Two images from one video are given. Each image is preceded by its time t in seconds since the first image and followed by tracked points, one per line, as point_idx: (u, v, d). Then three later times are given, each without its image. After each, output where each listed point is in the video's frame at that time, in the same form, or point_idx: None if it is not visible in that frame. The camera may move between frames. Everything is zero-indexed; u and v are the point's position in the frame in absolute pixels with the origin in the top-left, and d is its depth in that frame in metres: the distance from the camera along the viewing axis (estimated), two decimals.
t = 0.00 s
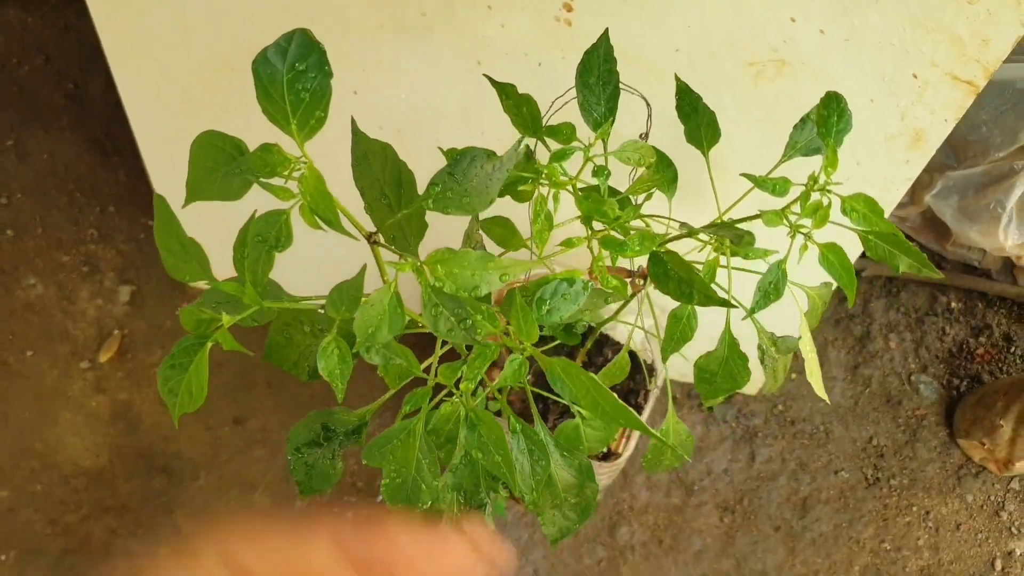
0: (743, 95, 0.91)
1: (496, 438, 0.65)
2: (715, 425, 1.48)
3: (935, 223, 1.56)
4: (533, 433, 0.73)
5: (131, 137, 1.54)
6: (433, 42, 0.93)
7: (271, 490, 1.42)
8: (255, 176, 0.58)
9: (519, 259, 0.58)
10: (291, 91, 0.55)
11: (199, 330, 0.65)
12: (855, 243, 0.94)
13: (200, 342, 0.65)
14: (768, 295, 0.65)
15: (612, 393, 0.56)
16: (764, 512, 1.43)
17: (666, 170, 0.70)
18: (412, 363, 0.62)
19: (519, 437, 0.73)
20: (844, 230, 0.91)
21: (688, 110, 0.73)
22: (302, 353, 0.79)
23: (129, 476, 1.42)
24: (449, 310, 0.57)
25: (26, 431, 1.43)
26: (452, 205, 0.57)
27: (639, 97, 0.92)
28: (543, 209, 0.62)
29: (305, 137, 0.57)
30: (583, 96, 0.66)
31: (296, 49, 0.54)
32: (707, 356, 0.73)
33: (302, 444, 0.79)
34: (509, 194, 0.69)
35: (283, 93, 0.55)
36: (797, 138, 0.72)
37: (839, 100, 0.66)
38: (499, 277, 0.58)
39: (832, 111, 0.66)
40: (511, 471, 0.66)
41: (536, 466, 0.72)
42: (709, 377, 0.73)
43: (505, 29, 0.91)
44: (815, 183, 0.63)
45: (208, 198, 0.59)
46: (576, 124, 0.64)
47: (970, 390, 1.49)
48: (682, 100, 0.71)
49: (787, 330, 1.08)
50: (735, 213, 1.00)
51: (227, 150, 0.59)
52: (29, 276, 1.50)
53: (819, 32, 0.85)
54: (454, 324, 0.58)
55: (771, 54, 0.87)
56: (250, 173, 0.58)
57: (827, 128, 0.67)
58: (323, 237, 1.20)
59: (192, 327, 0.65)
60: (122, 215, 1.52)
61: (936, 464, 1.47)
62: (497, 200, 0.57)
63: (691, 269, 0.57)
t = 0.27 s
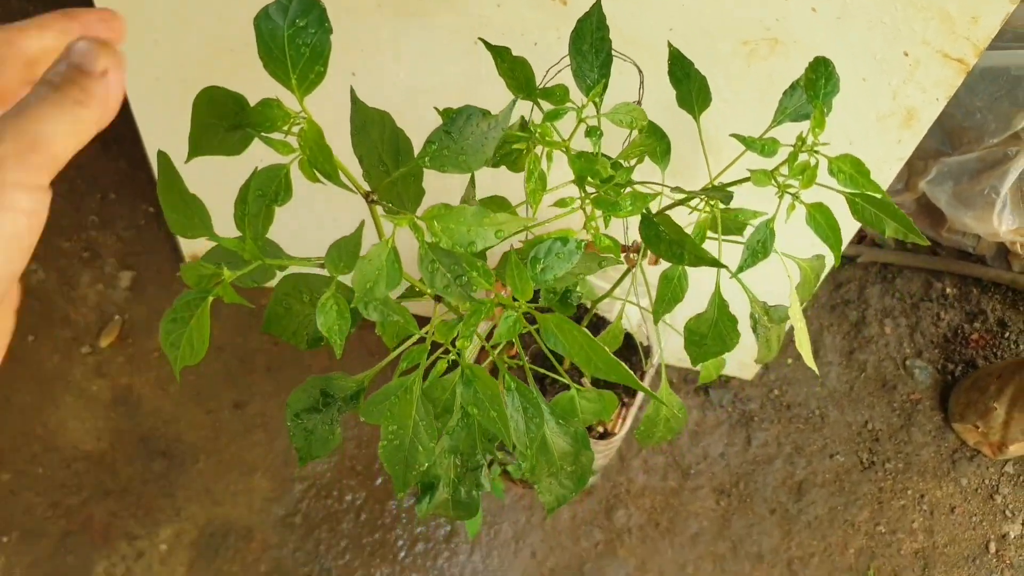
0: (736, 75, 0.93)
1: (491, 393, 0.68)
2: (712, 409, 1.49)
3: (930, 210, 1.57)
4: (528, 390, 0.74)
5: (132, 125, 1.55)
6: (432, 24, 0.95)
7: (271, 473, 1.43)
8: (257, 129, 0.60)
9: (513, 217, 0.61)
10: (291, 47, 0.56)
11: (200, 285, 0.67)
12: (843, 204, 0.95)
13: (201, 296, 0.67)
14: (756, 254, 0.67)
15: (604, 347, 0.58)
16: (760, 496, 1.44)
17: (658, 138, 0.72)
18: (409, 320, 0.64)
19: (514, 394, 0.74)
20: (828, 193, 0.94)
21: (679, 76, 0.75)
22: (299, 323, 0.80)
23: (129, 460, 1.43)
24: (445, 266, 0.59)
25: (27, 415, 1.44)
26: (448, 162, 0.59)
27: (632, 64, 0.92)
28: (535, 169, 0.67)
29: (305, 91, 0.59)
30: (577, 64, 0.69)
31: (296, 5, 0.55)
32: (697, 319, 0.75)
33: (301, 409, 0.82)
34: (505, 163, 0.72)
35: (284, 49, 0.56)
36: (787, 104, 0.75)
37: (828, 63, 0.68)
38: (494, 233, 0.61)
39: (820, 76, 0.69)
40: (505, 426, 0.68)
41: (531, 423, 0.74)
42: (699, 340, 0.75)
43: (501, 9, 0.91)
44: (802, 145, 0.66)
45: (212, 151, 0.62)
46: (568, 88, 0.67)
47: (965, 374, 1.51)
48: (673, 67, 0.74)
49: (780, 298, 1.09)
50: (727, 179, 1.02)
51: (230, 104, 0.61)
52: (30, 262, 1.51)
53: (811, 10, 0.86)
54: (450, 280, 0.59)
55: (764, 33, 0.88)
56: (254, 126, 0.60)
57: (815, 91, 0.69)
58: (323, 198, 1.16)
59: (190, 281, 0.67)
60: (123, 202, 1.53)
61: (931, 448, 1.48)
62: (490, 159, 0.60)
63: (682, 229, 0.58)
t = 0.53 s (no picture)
0: (730, 54, 0.93)
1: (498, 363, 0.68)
2: (709, 394, 1.50)
3: (926, 197, 1.59)
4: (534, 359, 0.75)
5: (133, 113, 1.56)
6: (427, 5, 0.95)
7: (270, 457, 1.44)
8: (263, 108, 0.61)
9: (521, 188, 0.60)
10: (293, 22, 0.57)
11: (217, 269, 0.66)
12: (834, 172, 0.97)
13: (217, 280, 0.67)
14: (747, 216, 0.70)
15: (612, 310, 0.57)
16: (756, 480, 1.45)
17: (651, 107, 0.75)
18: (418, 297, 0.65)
19: (521, 362, 0.74)
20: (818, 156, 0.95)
21: (671, 45, 0.76)
22: (300, 300, 0.80)
23: (129, 443, 1.43)
24: (454, 239, 0.60)
25: (28, 399, 1.45)
26: (452, 134, 0.59)
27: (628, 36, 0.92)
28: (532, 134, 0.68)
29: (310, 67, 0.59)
30: (571, 35, 0.70)
31: None
32: (690, 286, 0.76)
33: (306, 387, 0.82)
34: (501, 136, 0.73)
35: (286, 24, 0.57)
36: (778, 72, 0.76)
37: (819, 30, 0.71)
38: (501, 204, 0.60)
39: (811, 41, 0.71)
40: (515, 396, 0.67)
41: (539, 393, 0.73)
42: (690, 307, 0.77)
43: None
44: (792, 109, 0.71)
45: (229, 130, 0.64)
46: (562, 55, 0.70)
47: (960, 359, 1.52)
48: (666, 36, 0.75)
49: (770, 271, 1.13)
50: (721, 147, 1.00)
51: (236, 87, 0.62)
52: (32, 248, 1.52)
53: None
54: (458, 253, 0.61)
55: (758, 13, 0.89)
56: (260, 104, 0.61)
57: (805, 57, 0.72)
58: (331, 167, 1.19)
59: (205, 264, 0.66)
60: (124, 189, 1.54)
61: (926, 433, 1.49)
62: (493, 130, 0.60)
63: (676, 196, 0.59)
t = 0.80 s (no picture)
0: (731, 54, 0.93)
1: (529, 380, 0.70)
2: (709, 396, 1.50)
3: (927, 198, 1.59)
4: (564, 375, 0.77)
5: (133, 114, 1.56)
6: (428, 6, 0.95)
7: (270, 458, 1.44)
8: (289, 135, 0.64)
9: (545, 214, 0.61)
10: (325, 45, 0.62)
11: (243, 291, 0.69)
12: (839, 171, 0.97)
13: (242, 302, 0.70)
14: (754, 217, 0.71)
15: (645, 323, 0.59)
16: (756, 481, 1.45)
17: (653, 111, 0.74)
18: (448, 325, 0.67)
19: (553, 379, 0.77)
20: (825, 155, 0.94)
21: (673, 46, 0.76)
22: (313, 316, 0.82)
23: (130, 444, 1.43)
24: (479, 261, 0.63)
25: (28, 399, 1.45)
26: (475, 155, 0.61)
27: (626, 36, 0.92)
28: (541, 142, 0.68)
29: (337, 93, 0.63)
30: (572, 38, 0.70)
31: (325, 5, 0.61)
32: (697, 288, 0.77)
33: (326, 410, 0.83)
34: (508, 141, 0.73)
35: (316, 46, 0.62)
36: (780, 71, 0.76)
37: (821, 30, 0.72)
38: (527, 230, 0.61)
39: (813, 40, 0.72)
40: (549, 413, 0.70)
41: (572, 408, 0.77)
42: (697, 309, 0.77)
43: None
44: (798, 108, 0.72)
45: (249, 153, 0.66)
46: (566, 61, 0.70)
47: (959, 361, 1.52)
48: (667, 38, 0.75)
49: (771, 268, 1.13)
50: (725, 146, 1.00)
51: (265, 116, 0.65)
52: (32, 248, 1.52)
53: None
54: (484, 274, 0.63)
55: (758, 13, 0.89)
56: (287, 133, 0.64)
57: (809, 55, 0.73)
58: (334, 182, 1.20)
59: (232, 285, 0.70)
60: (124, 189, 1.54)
61: (926, 435, 1.49)
62: (515, 145, 0.61)
63: (682, 199, 0.61)
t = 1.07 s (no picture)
0: (729, 54, 0.93)
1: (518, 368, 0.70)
2: (708, 395, 1.50)
3: (926, 198, 1.59)
4: (549, 366, 0.76)
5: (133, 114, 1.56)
6: (427, 6, 0.95)
7: (270, 457, 1.44)
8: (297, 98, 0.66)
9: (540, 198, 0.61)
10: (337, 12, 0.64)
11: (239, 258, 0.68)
12: (836, 166, 0.97)
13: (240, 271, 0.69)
14: (752, 213, 0.71)
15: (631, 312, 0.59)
16: (756, 480, 1.45)
17: (652, 107, 0.75)
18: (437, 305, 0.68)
19: (537, 367, 0.75)
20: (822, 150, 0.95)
21: (671, 42, 0.77)
22: (305, 298, 0.82)
23: (130, 443, 1.43)
24: (473, 247, 0.63)
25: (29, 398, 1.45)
26: (477, 142, 0.61)
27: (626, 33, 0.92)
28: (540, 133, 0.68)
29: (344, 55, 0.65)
30: (571, 33, 0.71)
31: None
32: (693, 283, 0.77)
33: (313, 389, 0.83)
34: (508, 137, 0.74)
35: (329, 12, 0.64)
36: (777, 68, 0.77)
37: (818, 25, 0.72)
38: (523, 215, 0.61)
39: (810, 36, 0.72)
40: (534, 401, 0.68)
41: (552, 399, 0.75)
42: (691, 304, 0.77)
43: None
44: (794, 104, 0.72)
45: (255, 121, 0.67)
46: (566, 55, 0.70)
47: (959, 360, 1.53)
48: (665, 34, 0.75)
49: (768, 264, 1.13)
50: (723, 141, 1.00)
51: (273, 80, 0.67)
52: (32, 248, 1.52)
53: None
54: (478, 260, 0.63)
55: (757, 11, 0.89)
56: (292, 92, 0.63)
57: (805, 51, 0.72)
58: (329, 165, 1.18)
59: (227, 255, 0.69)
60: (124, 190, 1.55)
61: (925, 433, 1.49)
62: (516, 134, 0.62)
63: (679, 193, 0.61)
